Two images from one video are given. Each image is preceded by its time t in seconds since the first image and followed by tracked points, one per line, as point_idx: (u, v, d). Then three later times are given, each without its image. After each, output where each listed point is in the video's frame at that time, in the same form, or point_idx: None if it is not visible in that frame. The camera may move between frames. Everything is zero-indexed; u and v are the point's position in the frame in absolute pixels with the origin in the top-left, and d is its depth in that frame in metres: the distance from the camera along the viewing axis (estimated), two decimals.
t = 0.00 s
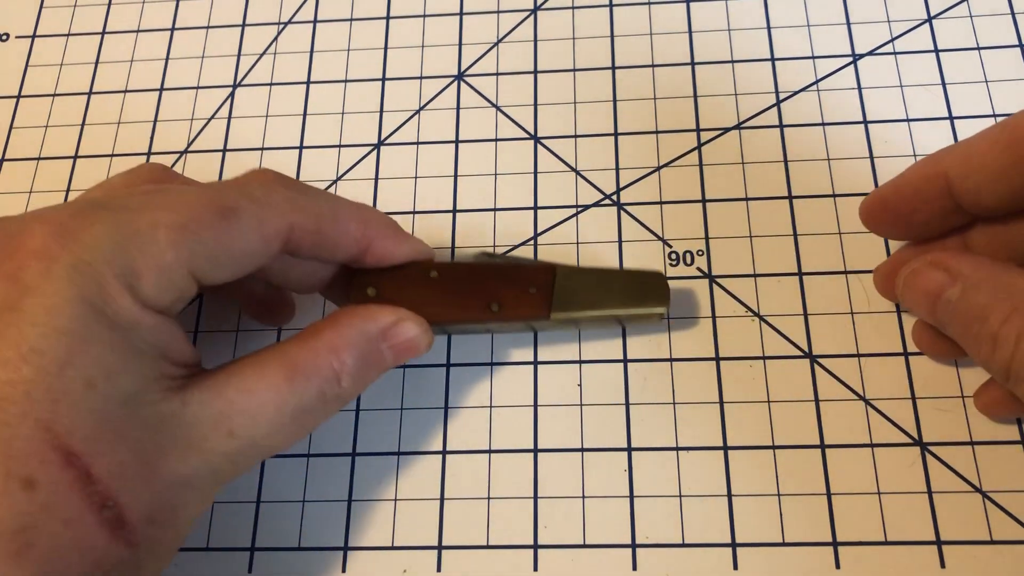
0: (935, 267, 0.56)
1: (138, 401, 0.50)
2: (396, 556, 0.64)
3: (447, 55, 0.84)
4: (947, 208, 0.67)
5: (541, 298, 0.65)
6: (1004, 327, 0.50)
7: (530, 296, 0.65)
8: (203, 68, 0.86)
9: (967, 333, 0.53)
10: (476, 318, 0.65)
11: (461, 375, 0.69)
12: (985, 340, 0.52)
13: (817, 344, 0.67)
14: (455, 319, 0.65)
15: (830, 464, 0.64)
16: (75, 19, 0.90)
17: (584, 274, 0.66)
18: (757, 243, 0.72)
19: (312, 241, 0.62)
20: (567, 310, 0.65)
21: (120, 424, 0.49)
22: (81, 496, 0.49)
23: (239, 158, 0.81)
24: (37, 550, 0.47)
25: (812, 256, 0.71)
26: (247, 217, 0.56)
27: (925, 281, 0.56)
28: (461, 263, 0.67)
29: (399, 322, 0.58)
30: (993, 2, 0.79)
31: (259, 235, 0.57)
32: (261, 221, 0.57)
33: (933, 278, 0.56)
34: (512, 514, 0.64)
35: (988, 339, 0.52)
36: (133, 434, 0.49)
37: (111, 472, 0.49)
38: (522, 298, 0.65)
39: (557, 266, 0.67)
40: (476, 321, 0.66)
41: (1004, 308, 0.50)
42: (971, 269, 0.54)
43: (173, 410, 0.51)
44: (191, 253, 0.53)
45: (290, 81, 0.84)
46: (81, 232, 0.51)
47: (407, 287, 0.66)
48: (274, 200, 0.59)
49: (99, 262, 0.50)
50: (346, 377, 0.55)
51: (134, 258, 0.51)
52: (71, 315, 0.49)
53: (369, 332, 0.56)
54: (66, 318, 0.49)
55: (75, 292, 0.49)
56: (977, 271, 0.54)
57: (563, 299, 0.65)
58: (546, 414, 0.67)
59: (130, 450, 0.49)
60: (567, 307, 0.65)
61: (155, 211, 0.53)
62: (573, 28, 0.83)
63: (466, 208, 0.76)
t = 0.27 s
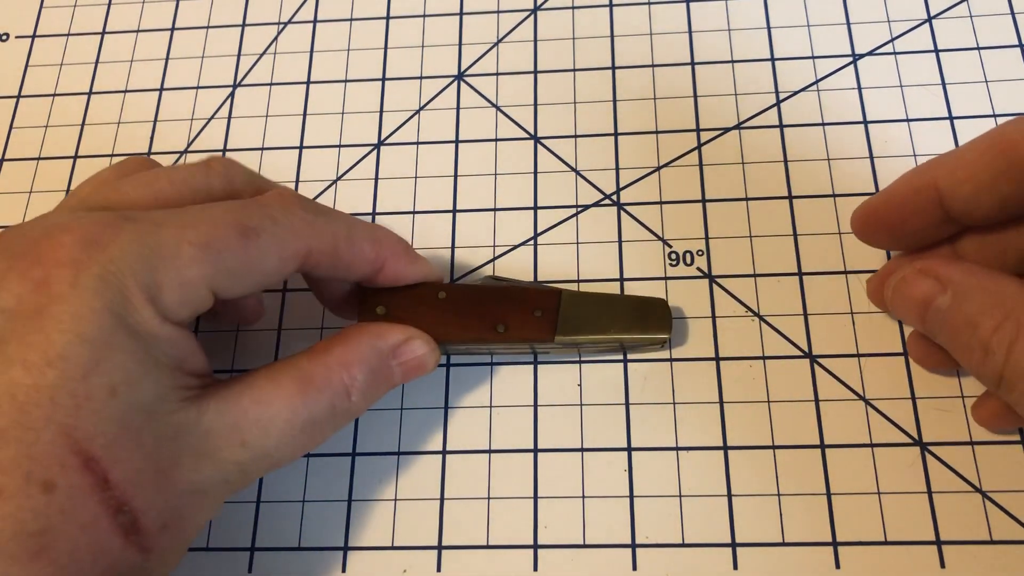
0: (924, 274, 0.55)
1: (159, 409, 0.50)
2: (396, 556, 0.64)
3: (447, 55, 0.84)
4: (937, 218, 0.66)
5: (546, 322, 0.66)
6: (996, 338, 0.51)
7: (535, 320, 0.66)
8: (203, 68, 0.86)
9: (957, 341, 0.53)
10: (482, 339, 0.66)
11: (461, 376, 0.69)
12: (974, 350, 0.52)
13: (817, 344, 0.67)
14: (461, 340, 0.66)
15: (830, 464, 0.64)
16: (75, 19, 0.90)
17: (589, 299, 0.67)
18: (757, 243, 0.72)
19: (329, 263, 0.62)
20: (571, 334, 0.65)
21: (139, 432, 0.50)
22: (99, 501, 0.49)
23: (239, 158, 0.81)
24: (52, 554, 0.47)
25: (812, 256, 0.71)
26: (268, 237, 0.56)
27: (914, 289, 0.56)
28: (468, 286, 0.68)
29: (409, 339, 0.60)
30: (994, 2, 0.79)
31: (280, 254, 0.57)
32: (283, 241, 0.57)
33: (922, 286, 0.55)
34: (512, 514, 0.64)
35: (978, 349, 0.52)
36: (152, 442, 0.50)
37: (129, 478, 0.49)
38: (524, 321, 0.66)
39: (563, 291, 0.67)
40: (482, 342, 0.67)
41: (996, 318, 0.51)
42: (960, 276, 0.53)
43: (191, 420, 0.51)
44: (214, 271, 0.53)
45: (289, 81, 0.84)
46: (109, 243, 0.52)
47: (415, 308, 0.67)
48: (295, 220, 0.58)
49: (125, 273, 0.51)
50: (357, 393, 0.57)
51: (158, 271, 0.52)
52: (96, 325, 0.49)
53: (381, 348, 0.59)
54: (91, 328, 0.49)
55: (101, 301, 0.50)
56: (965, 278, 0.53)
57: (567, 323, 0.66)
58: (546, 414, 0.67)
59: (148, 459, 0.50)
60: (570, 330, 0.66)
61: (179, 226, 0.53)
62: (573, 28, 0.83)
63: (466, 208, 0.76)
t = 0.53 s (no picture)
0: (914, 282, 0.55)
1: (173, 409, 0.51)
2: (396, 556, 0.64)
3: (447, 56, 0.84)
4: (933, 225, 0.66)
5: (539, 322, 0.67)
6: (991, 344, 0.50)
7: (527, 321, 0.67)
8: (203, 68, 0.86)
9: (951, 347, 0.54)
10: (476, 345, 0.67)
11: (460, 376, 0.69)
12: (970, 356, 0.52)
13: (817, 344, 0.67)
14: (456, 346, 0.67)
15: (830, 464, 0.64)
16: (75, 19, 0.90)
17: (579, 299, 0.68)
18: (757, 243, 0.72)
19: (328, 270, 0.63)
20: (564, 333, 0.66)
21: (152, 433, 0.50)
22: (111, 500, 0.49)
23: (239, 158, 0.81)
24: (65, 553, 0.47)
25: (812, 256, 0.71)
26: (276, 242, 0.57)
27: (905, 296, 0.56)
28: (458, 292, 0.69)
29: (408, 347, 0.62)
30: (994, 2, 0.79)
31: (285, 260, 0.58)
32: (288, 246, 0.58)
33: (913, 293, 0.55)
34: (512, 514, 0.64)
35: (974, 355, 0.52)
36: (164, 442, 0.50)
37: (142, 478, 0.49)
38: (517, 324, 0.67)
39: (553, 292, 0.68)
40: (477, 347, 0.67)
41: (991, 324, 0.50)
42: (952, 282, 0.53)
43: (201, 422, 0.51)
44: (223, 274, 0.54)
45: (289, 81, 0.84)
46: (125, 243, 0.52)
47: (410, 315, 0.68)
48: (298, 227, 0.60)
49: (143, 273, 0.51)
50: (358, 399, 0.58)
51: (174, 273, 0.52)
52: (113, 324, 0.49)
53: (382, 357, 0.60)
54: (108, 328, 0.49)
55: (119, 301, 0.50)
56: (957, 285, 0.53)
57: (559, 323, 0.67)
58: (545, 414, 0.67)
59: (159, 460, 0.50)
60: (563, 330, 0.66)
61: (194, 229, 0.53)
62: (573, 28, 0.83)
63: (466, 208, 0.76)
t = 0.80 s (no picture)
0: (917, 283, 0.56)
1: (184, 413, 0.51)
2: (396, 556, 0.64)
3: (447, 56, 0.84)
4: (935, 225, 0.66)
5: (535, 326, 0.67)
6: (993, 345, 0.50)
7: (524, 325, 0.67)
8: (204, 68, 0.86)
9: (953, 349, 0.54)
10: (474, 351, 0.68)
11: (460, 376, 0.69)
12: (972, 357, 0.52)
13: (817, 344, 0.68)
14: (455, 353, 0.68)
15: (830, 464, 0.64)
16: (75, 19, 0.90)
17: (575, 301, 0.68)
18: (757, 243, 0.72)
19: (331, 276, 0.63)
20: (560, 337, 0.67)
21: (162, 438, 0.50)
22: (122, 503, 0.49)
23: (239, 158, 0.81)
24: (76, 555, 0.47)
25: (812, 256, 0.71)
26: (281, 247, 0.57)
27: (906, 297, 0.56)
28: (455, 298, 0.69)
29: (408, 355, 0.63)
30: (993, 2, 0.80)
31: (291, 264, 0.58)
32: (293, 251, 0.58)
33: (916, 294, 0.56)
34: (512, 514, 0.64)
35: (976, 356, 0.52)
36: (174, 446, 0.50)
37: (152, 481, 0.50)
38: (514, 328, 0.67)
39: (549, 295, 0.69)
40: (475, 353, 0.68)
41: (992, 325, 0.51)
42: (954, 282, 0.54)
43: (209, 427, 0.52)
44: (233, 278, 0.54)
45: (290, 81, 0.84)
46: (137, 248, 0.52)
47: (408, 323, 0.68)
48: (303, 231, 0.60)
49: (155, 278, 0.51)
50: (361, 407, 0.59)
51: (185, 277, 0.52)
52: (126, 329, 0.49)
53: (384, 364, 0.61)
54: (121, 332, 0.49)
55: (132, 305, 0.50)
56: (958, 286, 0.53)
57: (555, 327, 0.67)
58: (546, 414, 0.67)
59: (169, 464, 0.50)
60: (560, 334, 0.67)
61: (204, 234, 0.53)
62: (573, 28, 0.84)
63: (466, 208, 0.76)
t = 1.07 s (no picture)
0: (917, 283, 0.55)
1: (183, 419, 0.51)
2: (396, 556, 0.64)
3: (446, 55, 0.84)
4: (937, 225, 0.66)
5: (534, 325, 0.68)
6: (996, 345, 0.50)
7: (523, 324, 0.68)
8: (203, 68, 0.86)
9: (955, 350, 0.54)
10: (474, 349, 0.68)
11: (460, 376, 0.69)
12: (974, 357, 0.52)
13: (818, 344, 0.68)
14: (455, 352, 0.68)
15: (830, 464, 0.64)
16: (75, 19, 0.90)
17: (573, 300, 0.69)
18: (757, 243, 0.72)
19: (327, 241, 0.63)
20: (560, 336, 0.67)
21: (160, 443, 0.50)
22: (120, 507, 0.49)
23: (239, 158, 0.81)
24: (72, 560, 0.47)
25: (812, 256, 0.71)
26: (276, 225, 0.58)
27: (907, 297, 0.56)
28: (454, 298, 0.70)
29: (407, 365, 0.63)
30: (993, 2, 0.80)
31: (288, 242, 0.59)
32: (289, 229, 0.59)
33: (917, 294, 0.55)
34: (512, 514, 0.64)
35: (978, 357, 0.52)
36: (173, 451, 0.50)
37: (149, 486, 0.50)
38: (513, 327, 0.68)
39: (547, 294, 0.69)
40: (476, 352, 0.69)
41: (994, 325, 0.51)
42: (956, 282, 0.54)
43: (208, 434, 0.52)
44: (234, 261, 0.55)
45: (289, 81, 0.84)
46: (136, 250, 0.52)
47: (408, 322, 0.69)
48: (296, 204, 0.60)
49: (158, 280, 0.51)
50: (360, 416, 0.59)
51: (187, 276, 0.53)
52: (127, 332, 0.49)
53: (384, 373, 0.61)
54: (121, 335, 0.49)
55: (135, 308, 0.50)
56: (959, 286, 0.53)
57: (554, 326, 0.68)
58: (545, 414, 0.67)
59: (168, 470, 0.50)
60: (559, 333, 0.67)
61: (204, 226, 0.54)
62: (573, 28, 0.84)
63: (466, 208, 0.76)
